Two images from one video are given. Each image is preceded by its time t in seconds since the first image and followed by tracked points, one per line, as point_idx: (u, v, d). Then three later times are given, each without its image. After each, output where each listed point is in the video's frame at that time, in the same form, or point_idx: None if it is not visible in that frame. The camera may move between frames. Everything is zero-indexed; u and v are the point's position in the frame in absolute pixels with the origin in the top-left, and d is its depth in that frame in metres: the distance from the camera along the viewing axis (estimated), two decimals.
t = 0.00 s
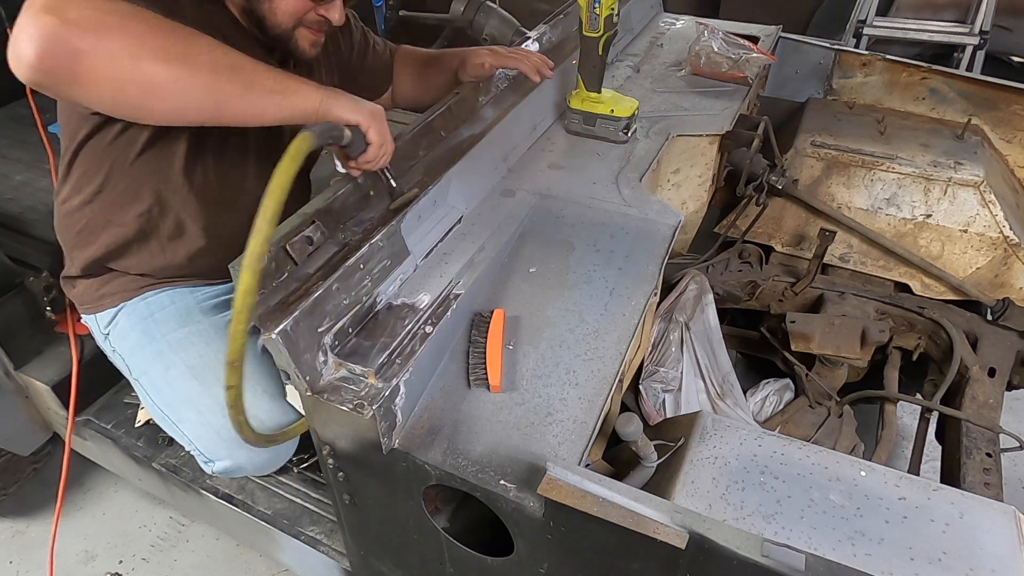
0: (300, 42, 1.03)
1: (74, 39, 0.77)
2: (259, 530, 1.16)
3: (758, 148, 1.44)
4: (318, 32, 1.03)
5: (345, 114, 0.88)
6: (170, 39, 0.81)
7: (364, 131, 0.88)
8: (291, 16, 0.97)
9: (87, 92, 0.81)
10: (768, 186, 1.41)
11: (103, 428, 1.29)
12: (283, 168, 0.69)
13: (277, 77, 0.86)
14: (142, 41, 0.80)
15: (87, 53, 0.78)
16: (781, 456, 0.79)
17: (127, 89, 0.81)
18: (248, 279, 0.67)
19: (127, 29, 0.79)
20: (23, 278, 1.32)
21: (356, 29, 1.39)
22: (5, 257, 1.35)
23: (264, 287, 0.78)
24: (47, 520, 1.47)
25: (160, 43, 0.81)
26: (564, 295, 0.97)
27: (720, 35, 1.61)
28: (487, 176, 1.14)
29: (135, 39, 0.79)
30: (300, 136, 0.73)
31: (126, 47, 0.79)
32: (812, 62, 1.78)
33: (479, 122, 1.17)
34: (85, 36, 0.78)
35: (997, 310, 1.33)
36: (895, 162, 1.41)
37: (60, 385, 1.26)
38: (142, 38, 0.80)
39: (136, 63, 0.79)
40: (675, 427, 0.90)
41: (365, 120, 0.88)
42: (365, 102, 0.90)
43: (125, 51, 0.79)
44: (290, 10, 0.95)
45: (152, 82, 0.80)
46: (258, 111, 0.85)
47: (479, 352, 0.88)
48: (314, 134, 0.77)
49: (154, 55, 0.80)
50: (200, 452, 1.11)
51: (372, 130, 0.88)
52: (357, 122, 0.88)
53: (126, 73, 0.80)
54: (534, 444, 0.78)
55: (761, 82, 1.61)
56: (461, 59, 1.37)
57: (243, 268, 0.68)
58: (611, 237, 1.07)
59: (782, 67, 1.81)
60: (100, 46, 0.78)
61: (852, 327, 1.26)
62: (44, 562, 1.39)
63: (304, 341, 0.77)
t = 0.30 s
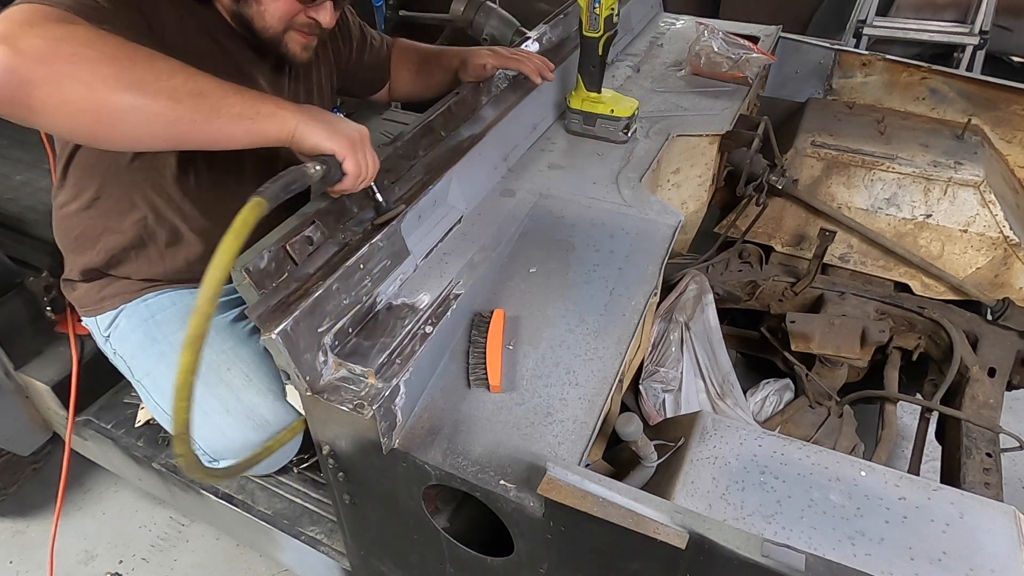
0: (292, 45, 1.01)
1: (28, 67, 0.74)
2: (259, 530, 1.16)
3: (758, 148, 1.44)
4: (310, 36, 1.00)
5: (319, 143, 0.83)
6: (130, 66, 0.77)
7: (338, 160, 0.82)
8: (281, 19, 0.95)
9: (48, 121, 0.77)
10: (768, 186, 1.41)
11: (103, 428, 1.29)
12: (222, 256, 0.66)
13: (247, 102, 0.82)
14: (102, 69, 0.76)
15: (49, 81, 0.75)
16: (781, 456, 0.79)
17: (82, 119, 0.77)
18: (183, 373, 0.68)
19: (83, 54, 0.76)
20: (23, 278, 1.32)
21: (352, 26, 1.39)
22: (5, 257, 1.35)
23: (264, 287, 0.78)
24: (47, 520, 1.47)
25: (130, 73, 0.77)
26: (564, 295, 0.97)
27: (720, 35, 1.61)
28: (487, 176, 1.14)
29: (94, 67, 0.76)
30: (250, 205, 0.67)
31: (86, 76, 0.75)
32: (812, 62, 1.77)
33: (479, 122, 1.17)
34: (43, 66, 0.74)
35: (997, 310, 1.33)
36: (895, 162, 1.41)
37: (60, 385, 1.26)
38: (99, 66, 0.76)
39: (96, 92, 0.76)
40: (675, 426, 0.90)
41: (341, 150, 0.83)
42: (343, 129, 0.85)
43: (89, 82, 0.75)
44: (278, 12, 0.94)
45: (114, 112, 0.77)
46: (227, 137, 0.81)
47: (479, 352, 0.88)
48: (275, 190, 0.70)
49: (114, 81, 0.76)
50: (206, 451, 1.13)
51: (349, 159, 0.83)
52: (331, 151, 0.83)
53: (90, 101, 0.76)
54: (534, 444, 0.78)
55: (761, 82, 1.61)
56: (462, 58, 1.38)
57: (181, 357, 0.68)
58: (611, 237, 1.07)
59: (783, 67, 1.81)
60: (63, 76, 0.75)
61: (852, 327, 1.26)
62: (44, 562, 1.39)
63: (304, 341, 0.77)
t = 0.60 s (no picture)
0: (263, 57, 1.03)
1: None
2: (259, 530, 1.16)
3: (758, 148, 1.45)
4: (284, 48, 1.02)
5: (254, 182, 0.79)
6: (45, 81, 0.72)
7: (276, 195, 0.78)
8: (253, 31, 0.96)
9: None
10: (768, 186, 1.41)
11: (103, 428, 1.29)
12: (122, 299, 0.62)
13: (177, 129, 0.78)
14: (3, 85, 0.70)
15: None
16: (781, 456, 0.79)
17: None
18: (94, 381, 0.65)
19: None
20: (24, 279, 1.33)
21: (340, 25, 1.37)
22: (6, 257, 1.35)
23: (264, 288, 0.78)
24: (48, 520, 1.48)
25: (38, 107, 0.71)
26: (564, 295, 0.97)
27: (720, 35, 1.61)
28: (487, 176, 1.14)
29: None
30: (150, 251, 0.63)
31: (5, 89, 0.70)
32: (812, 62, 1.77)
33: (478, 122, 1.17)
34: None
35: (997, 310, 1.33)
36: (895, 162, 1.41)
37: (60, 385, 1.26)
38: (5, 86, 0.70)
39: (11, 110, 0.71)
40: (675, 426, 0.90)
41: (280, 184, 0.79)
42: (282, 163, 0.81)
43: None
44: (248, 23, 0.95)
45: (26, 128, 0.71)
46: (149, 162, 0.77)
47: (479, 352, 0.88)
48: (187, 234, 0.66)
49: (29, 98, 0.71)
50: (204, 451, 1.13)
51: (287, 195, 0.78)
52: (268, 186, 0.78)
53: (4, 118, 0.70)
54: (534, 444, 0.78)
55: (761, 82, 1.61)
56: (461, 58, 1.37)
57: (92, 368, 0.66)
58: (611, 237, 1.07)
59: (783, 67, 1.81)
60: None
61: (852, 327, 1.26)
62: (44, 561, 1.40)
63: (304, 342, 0.77)
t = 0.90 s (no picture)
0: (277, 60, 1.01)
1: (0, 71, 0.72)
2: (259, 530, 1.16)
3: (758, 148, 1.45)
4: (298, 52, 1.00)
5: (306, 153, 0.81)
6: (110, 68, 0.75)
7: (321, 166, 0.80)
8: (270, 34, 0.94)
9: (27, 121, 0.75)
10: (768, 186, 1.41)
11: (103, 428, 1.29)
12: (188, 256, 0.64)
13: (229, 103, 0.80)
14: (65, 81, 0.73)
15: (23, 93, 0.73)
16: (781, 456, 0.79)
17: (60, 120, 0.75)
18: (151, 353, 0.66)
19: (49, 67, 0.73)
20: (24, 278, 1.33)
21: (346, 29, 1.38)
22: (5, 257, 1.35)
23: (264, 287, 0.78)
24: (48, 520, 1.48)
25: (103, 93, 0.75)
26: (564, 295, 0.97)
27: (720, 35, 1.61)
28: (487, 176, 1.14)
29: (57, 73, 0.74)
30: (217, 205, 0.66)
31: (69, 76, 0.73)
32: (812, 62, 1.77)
33: (478, 122, 1.17)
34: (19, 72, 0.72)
35: (997, 310, 1.33)
36: (895, 162, 1.41)
37: (60, 385, 1.26)
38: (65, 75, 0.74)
39: (78, 96, 0.74)
40: (675, 427, 0.90)
41: (325, 155, 0.81)
42: (327, 134, 0.83)
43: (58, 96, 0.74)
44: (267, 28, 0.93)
45: (97, 118, 0.75)
46: (206, 140, 0.79)
47: (479, 352, 0.88)
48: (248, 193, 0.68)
49: (96, 87, 0.74)
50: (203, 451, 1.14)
51: (332, 165, 0.81)
52: (313, 156, 0.81)
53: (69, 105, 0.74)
54: (534, 444, 0.78)
55: (761, 82, 1.61)
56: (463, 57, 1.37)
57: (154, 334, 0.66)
58: (611, 237, 1.07)
59: (783, 67, 1.81)
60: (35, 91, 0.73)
61: (852, 327, 1.26)
62: (44, 561, 1.40)
63: (304, 342, 0.77)
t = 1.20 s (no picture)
0: (251, 62, 1.08)
1: None
2: (259, 530, 1.16)
3: (758, 148, 1.45)
4: (271, 54, 1.07)
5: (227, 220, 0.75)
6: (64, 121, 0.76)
7: (231, 229, 0.73)
8: (240, 34, 1.00)
9: None
10: (768, 186, 1.41)
11: (104, 428, 1.29)
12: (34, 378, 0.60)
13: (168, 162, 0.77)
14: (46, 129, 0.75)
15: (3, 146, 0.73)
16: (781, 456, 0.79)
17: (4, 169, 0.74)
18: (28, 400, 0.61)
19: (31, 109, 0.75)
20: (23, 279, 1.34)
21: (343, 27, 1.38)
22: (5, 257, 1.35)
23: (264, 287, 0.78)
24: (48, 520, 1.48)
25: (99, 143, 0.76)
26: (564, 296, 0.97)
27: (720, 35, 1.61)
28: (487, 176, 1.14)
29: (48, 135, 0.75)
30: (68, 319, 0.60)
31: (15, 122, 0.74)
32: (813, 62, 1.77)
33: (478, 122, 1.17)
34: None
35: (997, 310, 1.33)
36: (895, 162, 1.41)
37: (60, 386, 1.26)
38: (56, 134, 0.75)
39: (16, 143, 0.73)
40: (675, 427, 0.90)
41: (236, 217, 0.74)
42: (258, 194, 0.77)
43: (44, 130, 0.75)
44: (235, 28, 0.99)
45: (33, 166, 0.74)
46: (141, 191, 0.76)
47: (479, 352, 0.88)
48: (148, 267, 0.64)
49: (28, 137, 0.74)
50: (201, 450, 1.11)
51: (243, 226, 0.74)
52: (224, 219, 0.74)
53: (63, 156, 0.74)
54: (534, 444, 0.78)
55: (761, 82, 1.61)
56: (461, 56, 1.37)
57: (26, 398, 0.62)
58: (611, 237, 1.06)
59: (783, 67, 1.81)
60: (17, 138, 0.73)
61: (852, 327, 1.26)
62: (44, 561, 1.40)
63: (304, 342, 0.77)
